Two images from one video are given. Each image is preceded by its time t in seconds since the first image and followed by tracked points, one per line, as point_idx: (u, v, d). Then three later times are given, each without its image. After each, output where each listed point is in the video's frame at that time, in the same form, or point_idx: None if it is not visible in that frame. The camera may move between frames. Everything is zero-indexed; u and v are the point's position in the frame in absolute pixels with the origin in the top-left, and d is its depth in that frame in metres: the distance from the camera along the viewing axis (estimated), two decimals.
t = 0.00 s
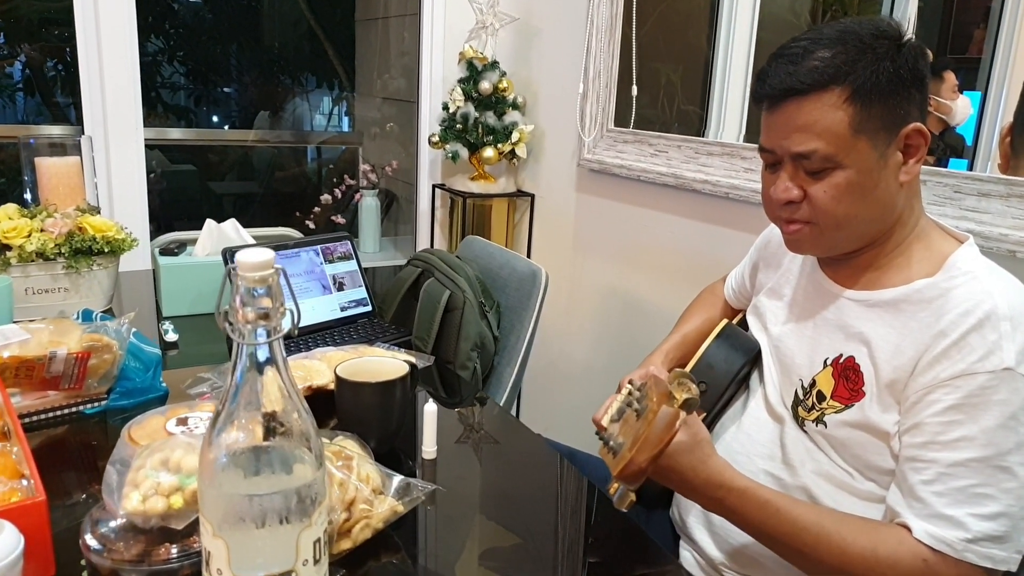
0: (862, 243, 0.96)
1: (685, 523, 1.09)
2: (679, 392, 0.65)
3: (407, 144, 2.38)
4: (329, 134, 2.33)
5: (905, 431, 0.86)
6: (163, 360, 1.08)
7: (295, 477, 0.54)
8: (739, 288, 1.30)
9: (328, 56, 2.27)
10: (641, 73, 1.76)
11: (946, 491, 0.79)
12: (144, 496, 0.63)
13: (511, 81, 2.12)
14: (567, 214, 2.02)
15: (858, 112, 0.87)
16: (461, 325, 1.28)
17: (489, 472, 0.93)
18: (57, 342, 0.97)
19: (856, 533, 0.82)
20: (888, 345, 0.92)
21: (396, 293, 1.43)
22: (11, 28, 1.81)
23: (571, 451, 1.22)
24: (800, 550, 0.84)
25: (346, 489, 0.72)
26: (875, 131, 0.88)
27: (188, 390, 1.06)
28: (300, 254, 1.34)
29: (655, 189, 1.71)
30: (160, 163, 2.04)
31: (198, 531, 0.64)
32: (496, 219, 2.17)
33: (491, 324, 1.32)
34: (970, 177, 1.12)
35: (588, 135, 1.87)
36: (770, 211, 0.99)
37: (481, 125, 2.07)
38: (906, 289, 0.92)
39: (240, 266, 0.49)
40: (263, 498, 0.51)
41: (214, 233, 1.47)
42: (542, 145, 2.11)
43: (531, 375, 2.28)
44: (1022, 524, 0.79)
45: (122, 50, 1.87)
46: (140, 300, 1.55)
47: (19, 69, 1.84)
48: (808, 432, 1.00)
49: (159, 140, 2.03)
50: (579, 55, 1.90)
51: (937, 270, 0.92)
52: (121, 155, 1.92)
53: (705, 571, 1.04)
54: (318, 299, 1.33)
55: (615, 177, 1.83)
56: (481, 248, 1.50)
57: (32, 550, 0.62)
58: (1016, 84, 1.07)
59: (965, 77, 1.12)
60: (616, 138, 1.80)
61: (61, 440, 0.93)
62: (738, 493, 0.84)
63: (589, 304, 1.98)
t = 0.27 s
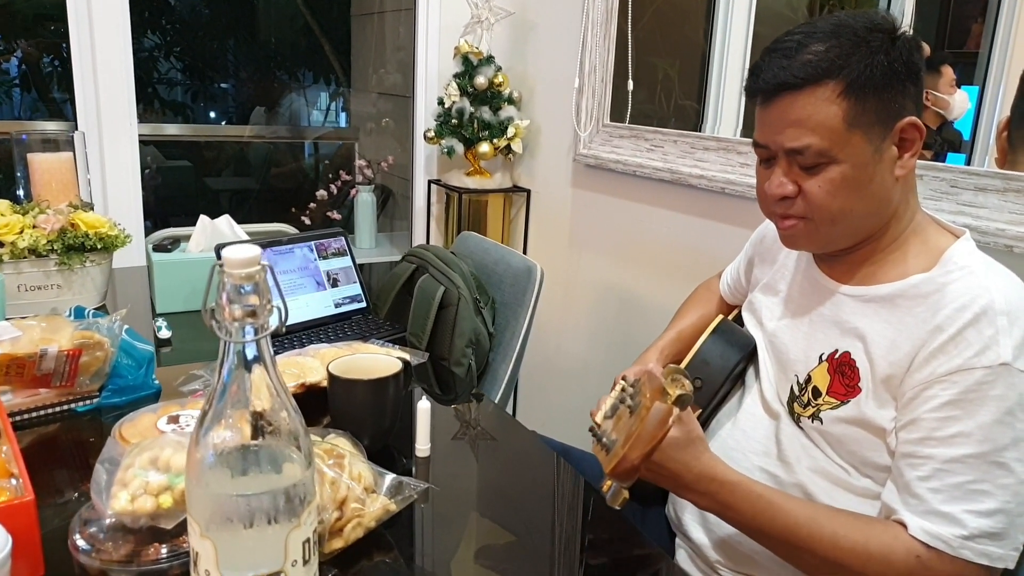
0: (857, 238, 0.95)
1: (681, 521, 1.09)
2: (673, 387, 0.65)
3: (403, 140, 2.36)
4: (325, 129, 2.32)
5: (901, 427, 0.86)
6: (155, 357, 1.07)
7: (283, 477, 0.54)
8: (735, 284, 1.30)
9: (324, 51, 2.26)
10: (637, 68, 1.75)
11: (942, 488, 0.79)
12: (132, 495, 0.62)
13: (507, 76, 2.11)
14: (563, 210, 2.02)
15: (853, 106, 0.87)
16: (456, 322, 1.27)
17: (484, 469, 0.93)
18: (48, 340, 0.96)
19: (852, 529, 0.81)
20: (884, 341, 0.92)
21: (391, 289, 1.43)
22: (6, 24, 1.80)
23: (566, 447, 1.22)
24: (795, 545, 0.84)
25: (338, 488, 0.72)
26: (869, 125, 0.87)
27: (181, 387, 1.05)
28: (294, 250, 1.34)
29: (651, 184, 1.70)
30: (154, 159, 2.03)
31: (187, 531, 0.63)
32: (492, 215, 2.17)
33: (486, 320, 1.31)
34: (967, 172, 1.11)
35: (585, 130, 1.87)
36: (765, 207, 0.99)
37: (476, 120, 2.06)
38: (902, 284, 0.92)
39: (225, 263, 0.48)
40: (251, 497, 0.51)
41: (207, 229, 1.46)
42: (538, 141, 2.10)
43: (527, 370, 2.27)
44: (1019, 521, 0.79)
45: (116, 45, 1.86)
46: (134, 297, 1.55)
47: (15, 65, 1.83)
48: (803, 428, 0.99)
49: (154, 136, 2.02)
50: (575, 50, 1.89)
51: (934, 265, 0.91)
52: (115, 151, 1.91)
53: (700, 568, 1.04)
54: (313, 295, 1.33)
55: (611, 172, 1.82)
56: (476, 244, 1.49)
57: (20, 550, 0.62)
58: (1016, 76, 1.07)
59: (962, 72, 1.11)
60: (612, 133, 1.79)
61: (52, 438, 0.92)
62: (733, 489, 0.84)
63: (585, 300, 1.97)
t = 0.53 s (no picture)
0: (859, 242, 0.95)
1: (682, 526, 1.08)
2: (673, 393, 0.64)
3: (404, 142, 2.35)
4: (326, 131, 2.31)
5: (904, 434, 0.85)
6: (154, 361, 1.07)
7: (281, 485, 0.53)
8: (736, 288, 1.30)
9: (325, 53, 2.25)
10: (638, 70, 1.75)
11: (946, 496, 0.79)
12: (129, 503, 0.62)
13: (508, 78, 2.10)
14: (564, 212, 2.01)
15: (852, 110, 0.86)
16: (456, 326, 1.27)
17: (484, 475, 0.92)
18: (47, 343, 0.96)
19: (854, 538, 0.81)
20: (887, 347, 0.91)
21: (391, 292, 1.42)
22: (9, 26, 1.80)
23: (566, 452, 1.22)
24: (797, 553, 0.83)
25: (336, 494, 0.71)
26: (870, 129, 0.87)
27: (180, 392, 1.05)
28: (294, 254, 1.33)
29: (652, 186, 1.70)
30: (155, 161, 2.03)
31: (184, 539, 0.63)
32: (493, 217, 2.16)
33: (486, 324, 1.31)
34: (970, 175, 1.11)
35: (585, 132, 1.86)
36: (766, 211, 0.98)
37: (477, 122, 2.06)
38: (904, 290, 0.91)
39: (224, 270, 0.48)
40: (250, 506, 0.50)
41: (208, 232, 1.46)
42: (539, 143, 2.09)
43: (528, 373, 2.27)
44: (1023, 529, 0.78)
45: (116, 47, 1.86)
46: (134, 299, 1.54)
47: (19, 66, 1.83)
48: (805, 434, 0.99)
49: (156, 137, 2.02)
50: (576, 52, 1.89)
51: (937, 270, 0.91)
52: (117, 153, 1.91)
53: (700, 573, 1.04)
54: (312, 298, 1.32)
55: (611, 174, 1.81)
56: (476, 247, 1.49)
57: (17, 557, 0.61)
58: (1016, 79, 1.06)
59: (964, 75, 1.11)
60: (612, 135, 1.79)
61: (51, 443, 0.92)
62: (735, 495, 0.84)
63: (586, 302, 1.97)
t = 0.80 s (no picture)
0: (868, 243, 0.94)
1: (687, 529, 1.08)
2: (679, 397, 0.63)
3: (408, 143, 2.36)
4: (331, 132, 2.31)
5: (916, 439, 0.84)
6: (159, 361, 1.07)
7: (283, 486, 0.53)
8: (743, 289, 1.29)
9: (330, 53, 2.25)
10: (644, 70, 1.74)
11: (959, 502, 0.78)
12: (132, 504, 0.62)
13: (512, 78, 2.10)
14: (569, 212, 2.01)
15: (860, 110, 0.86)
16: (460, 327, 1.26)
17: (490, 476, 0.92)
18: (52, 344, 0.95)
19: (864, 545, 0.80)
20: (897, 350, 0.90)
21: (396, 293, 1.42)
22: (18, 28, 1.81)
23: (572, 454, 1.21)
24: (806, 559, 0.83)
25: (340, 496, 0.71)
26: (878, 129, 0.86)
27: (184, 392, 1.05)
28: (298, 254, 1.33)
29: (658, 186, 1.69)
30: (161, 162, 2.03)
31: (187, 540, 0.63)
32: (497, 217, 2.16)
33: (491, 324, 1.30)
34: (981, 174, 1.10)
35: (590, 132, 1.85)
36: (772, 212, 0.97)
37: (482, 122, 2.06)
38: (913, 292, 0.91)
39: (223, 270, 0.47)
40: (251, 508, 0.50)
41: (212, 232, 1.46)
42: (543, 143, 2.09)
43: (532, 374, 2.26)
44: None
45: (122, 49, 1.86)
46: (139, 300, 1.55)
47: (27, 68, 1.84)
48: (814, 438, 0.98)
49: (162, 139, 2.02)
50: (581, 51, 1.88)
51: (947, 271, 0.90)
52: (123, 154, 1.91)
53: None
54: (317, 299, 1.32)
55: (616, 174, 1.81)
56: (480, 247, 1.48)
57: (20, 558, 0.61)
58: None
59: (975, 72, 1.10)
60: (618, 135, 1.78)
61: (56, 444, 0.92)
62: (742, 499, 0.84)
63: (591, 302, 1.96)
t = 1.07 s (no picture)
0: (880, 248, 0.93)
1: (697, 535, 1.07)
2: (690, 403, 0.63)
3: (418, 144, 2.36)
4: (342, 133, 2.31)
5: (928, 445, 0.83)
6: (167, 362, 1.07)
7: (288, 490, 0.53)
8: (753, 292, 1.28)
9: (341, 54, 2.25)
10: (654, 71, 1.73)
11: (972, 510, 0.77)
12: (137, 507, 0.61)
13: (522, 79, 2.10)
14: (578, 214, 2.00)
15: (871, 113, 0.84)
16: (468, 329, 1.26)
17: (497, 480, 0.91)
18: (61, 344, 0.95)
19: (875, 553, 0.79)
20: (910, 355, 0.89)
21: (404, 294, 1.42)
22: (30, 29, 1.82)
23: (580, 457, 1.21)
24: (816, 566, 0.81)
25: (346, 499, 0.70)
26: (890, 132, 0.85)
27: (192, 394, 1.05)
28: (307, 255, 1.33)
29: (668, 188, 1.68)
30: (171, 163, 2.04)
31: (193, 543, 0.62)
32: (506, 219, 2.16)
33: (499, 327, 1.30)
34: (995, 177, 1.09)
35: (600, 134, 1.85)
36: (783, 216, 0.96)
37: (491, 124, 2.06)
38: (926, 296, 0.90)
39: (229, 273, 0.47)
40: (255, 513, 0.50)
41: (221, 233, 1.46)
42: (553, 144, 2.08)
43: (540, 375, 2.26)
44: None
45: (133, 50, 1.87)
46: (149, 300, 1.55)
47: (40, 69, 1.85)
48: (825, 444, 0.97)
49: (174, 139, 2.03)
50: (591, 52, 1.88)
51: (961, 275, 0.89)
52: (134, 154, 1.92)
53: None
54: (326, 300, 1.32)
55: (626, 176, 1.80)
56: (489, 249, 1.48)
57: (27, 559, 0.61)
58: None
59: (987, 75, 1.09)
60: (627, 137, 1.77)
61: (65, 445, 0.92)
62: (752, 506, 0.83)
63: (600, 305, 1.95)
